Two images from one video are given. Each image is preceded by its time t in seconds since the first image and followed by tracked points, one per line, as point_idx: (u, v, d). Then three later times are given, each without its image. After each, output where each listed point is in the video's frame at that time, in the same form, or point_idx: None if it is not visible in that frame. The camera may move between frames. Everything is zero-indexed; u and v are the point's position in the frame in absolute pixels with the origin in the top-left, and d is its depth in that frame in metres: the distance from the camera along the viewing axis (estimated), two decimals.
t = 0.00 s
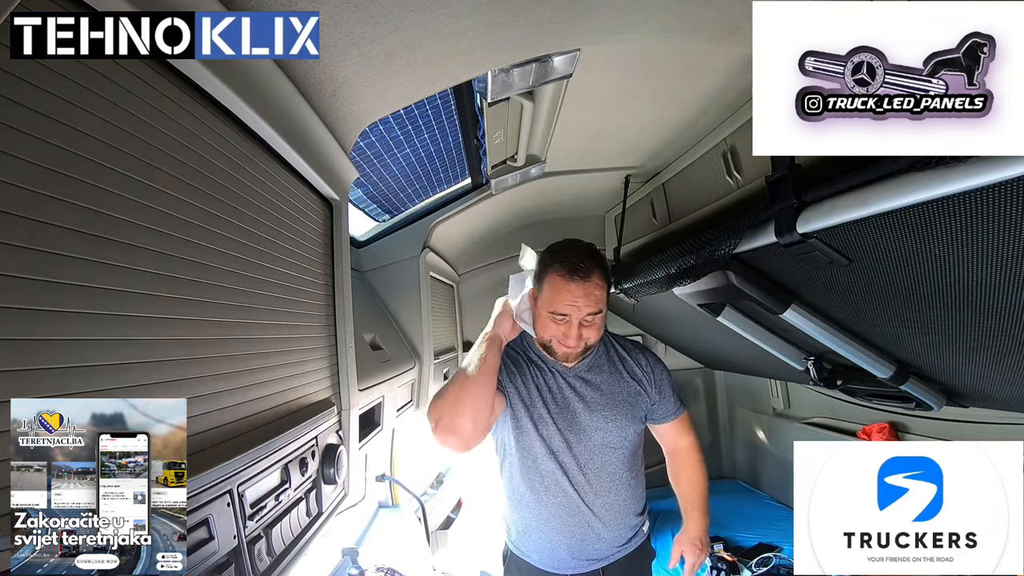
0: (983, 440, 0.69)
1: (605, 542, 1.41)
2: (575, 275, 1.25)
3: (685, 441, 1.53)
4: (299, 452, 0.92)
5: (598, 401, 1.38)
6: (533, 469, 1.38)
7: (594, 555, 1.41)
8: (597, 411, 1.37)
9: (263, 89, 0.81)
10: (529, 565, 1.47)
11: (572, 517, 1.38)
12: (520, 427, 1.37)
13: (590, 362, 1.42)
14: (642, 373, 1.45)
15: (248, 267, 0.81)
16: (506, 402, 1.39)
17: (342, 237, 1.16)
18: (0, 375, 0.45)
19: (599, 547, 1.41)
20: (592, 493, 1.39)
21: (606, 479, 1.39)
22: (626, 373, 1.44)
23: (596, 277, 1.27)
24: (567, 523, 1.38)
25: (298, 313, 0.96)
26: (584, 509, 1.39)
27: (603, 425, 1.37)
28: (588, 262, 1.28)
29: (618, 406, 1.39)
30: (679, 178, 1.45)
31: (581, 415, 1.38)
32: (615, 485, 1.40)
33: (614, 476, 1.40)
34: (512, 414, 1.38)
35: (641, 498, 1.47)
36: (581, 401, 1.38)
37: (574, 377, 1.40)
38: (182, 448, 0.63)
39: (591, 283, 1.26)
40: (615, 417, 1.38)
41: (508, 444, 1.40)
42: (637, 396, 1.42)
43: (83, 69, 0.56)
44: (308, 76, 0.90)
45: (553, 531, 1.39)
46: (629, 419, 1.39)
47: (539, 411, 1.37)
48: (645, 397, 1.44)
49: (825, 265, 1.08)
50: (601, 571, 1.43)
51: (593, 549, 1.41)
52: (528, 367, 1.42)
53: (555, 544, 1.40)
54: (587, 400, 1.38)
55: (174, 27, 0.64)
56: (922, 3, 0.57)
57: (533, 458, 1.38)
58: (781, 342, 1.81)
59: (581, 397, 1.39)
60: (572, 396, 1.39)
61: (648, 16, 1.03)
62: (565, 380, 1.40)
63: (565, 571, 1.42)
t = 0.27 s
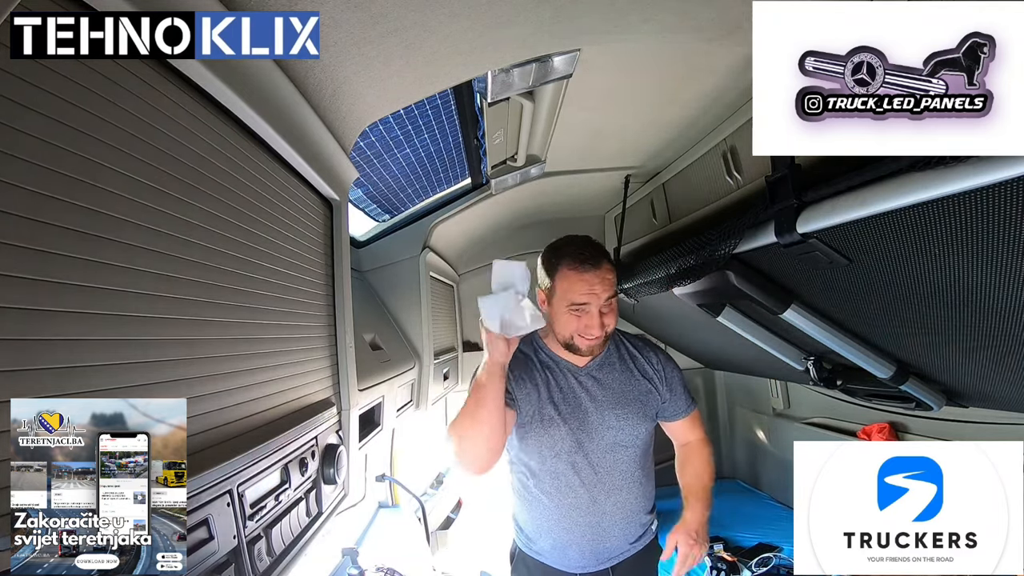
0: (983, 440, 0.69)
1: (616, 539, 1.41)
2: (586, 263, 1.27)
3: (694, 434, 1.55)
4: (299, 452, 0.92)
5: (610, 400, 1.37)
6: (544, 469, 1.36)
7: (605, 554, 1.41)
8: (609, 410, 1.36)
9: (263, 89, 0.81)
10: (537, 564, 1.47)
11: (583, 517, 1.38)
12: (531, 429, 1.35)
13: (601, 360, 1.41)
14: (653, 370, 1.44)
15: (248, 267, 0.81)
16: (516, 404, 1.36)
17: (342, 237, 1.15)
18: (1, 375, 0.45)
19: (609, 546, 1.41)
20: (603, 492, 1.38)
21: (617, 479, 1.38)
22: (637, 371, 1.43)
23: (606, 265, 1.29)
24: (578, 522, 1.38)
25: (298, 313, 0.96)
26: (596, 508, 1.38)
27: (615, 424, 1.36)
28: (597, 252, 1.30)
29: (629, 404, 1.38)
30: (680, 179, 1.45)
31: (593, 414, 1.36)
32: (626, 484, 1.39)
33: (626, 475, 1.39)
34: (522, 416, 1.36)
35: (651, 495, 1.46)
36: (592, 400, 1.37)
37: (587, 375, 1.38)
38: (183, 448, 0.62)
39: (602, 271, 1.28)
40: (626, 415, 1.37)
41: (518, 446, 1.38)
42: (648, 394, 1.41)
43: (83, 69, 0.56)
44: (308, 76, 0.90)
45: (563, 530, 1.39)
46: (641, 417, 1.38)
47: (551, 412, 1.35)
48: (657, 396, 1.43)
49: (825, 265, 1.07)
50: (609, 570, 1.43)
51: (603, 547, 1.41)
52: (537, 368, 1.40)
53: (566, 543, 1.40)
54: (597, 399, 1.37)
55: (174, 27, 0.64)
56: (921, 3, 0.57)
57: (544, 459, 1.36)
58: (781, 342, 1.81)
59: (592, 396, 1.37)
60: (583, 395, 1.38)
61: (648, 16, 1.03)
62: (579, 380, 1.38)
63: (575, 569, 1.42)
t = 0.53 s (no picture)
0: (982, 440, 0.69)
1: (623, 538, 1.39)
2: (582, 251, 1.27)
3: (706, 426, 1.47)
4: (299, 452, 0.92)
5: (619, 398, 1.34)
6: (552, 468, 1.33)
7: (614, 553, 1.38)
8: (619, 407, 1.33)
9: (263, 89, 0.81)
10: (544, 563, 1.42)
11: (592, 515, 1.35)
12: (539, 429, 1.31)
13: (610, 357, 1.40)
14: (662, 369, 1.42)
15: (248, 267, 0.81)
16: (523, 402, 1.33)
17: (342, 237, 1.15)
18: (0, 375, 0.45)
19: (618, 545, 1.38)
20: (612, 490, 1.34)
21: (628, 477, 1.35)
22: (645, 369, 1.41)
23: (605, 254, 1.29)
24: (587, 521, 1.35)
25: (298, 313, 0.96)
26: (604, 507, 1.35)
27: (625, 422, 1.32)
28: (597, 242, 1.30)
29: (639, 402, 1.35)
30: (679, 179, 1.45)
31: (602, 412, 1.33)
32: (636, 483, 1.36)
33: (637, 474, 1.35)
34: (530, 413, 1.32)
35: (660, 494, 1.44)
36: (601, 398, 1.34)
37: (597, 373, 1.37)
38: (182, 448, 0.62)
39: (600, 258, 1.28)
40: (637, 413, 1.34)
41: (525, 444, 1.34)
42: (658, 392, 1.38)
43: (83, 69, 0.56)
44: (308, 76, 0.90)
45: (571, 529, 1.36)
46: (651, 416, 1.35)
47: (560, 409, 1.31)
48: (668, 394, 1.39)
49: (825, 265, 1.07)
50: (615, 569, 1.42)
51: (612, 546, 1.38)
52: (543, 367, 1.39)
53: (573, 542, 1.37)
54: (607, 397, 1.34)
55: (175, 27, 0.64)
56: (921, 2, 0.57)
57: (552, 459, 1.32)
58: (781, 342, 1.81)
59: (601, 393, 1.34)
60: (592, 392, 1.35)
61: (648, 16, 1.03)
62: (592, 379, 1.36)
63: (583, 569, 1.39)
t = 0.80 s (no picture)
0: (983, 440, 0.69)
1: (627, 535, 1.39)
2: (575, 245, 1.28)
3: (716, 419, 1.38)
4: (299, 452, 0.92)
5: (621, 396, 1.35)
6: (553, 463, 1.35)
7: (617, 551, 1.38)
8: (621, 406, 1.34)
9: (263, 88, 0.81)
10: (546, 561, 1.42)
11: (595, 512, 1.35)
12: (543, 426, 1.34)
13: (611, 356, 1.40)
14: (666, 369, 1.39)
15: (248, 267, 0.81)
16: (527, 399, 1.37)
17: (342, 237, 1.15)
18: (1, 375, 0.45)
19: (621, 543, 1.38)
20: (615, 488, 1.35)
21: (630, 475, 1.36)
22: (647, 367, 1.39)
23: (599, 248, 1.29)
24: (590, 518, 1.35)
25: (298, 313, 0.96)
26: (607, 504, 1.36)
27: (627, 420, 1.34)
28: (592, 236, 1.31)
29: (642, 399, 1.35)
30: (678, 180, 1.46)
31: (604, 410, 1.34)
32: (639, 480, 1.37)
33: (639, 471, 1.36)
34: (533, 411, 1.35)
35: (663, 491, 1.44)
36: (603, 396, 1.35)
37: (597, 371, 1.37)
38: (182, 448, 0.64)
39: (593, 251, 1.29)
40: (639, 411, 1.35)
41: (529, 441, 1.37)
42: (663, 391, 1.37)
43: (83, 69, 0.56)
44: (308, 76, 0.90)
45: (574, 526, 1.36)
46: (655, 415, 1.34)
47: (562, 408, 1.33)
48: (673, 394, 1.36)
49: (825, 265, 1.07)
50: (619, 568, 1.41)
51: (616, 544, 1.39)
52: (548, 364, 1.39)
53: (576, 540, 1.37)
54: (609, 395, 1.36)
55: (175, 27, 0.65)
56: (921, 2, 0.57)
57: (556, 456, 1.34)
58: (781, 342, 1.81)
59: (600, 390, 1.36)
60: (594, 391, 1.37)
61: (649, 16, 1.03)
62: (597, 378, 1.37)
63: (586, 567, 1.39)
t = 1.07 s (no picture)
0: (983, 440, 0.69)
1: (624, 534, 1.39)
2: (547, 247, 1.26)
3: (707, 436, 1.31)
4: (299, 452, 0.92)
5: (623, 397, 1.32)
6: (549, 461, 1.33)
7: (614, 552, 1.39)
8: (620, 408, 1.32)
9: (263, 88, 0.81)
10: (545, 562, 1.43)
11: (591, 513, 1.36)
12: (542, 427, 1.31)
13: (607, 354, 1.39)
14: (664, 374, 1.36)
15: (248, 267, 0.81)
16: (526, 399, 1.35)
17: (342, 237, 1.15)
18: (1, 375, 0.45)
19: (617, 543, 1.39)
20: (612, 489, 1.36)
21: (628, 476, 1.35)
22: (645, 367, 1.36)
23: (574, 247, 1.26)
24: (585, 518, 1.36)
25: (298, 313, 0.96)
26: (603, 504, 1.36)
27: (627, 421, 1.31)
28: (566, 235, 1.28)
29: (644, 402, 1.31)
30: (678, 180, 1.45)
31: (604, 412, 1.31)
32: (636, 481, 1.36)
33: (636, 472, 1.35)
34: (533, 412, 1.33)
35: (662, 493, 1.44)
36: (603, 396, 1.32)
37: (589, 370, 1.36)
38: (182, 448, 0.64)
39: (567, 251, 1.26)
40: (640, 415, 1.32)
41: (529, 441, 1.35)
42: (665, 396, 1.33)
43: (83, 69, 0.56)
44: (308, 76, 0.90)
45: (570, 527, 1.38)
46: (656, 418, 1.30)
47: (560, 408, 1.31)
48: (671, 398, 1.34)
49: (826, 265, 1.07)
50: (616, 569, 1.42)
51: (612, 543, 1.39)
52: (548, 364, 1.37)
53: (572, 540, 1.39)
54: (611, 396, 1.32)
55: (175, 27, 0.65)
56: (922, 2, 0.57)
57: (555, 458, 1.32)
58: (781, 342, 1.81)
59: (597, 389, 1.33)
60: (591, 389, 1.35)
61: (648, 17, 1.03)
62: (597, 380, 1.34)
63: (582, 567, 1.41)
